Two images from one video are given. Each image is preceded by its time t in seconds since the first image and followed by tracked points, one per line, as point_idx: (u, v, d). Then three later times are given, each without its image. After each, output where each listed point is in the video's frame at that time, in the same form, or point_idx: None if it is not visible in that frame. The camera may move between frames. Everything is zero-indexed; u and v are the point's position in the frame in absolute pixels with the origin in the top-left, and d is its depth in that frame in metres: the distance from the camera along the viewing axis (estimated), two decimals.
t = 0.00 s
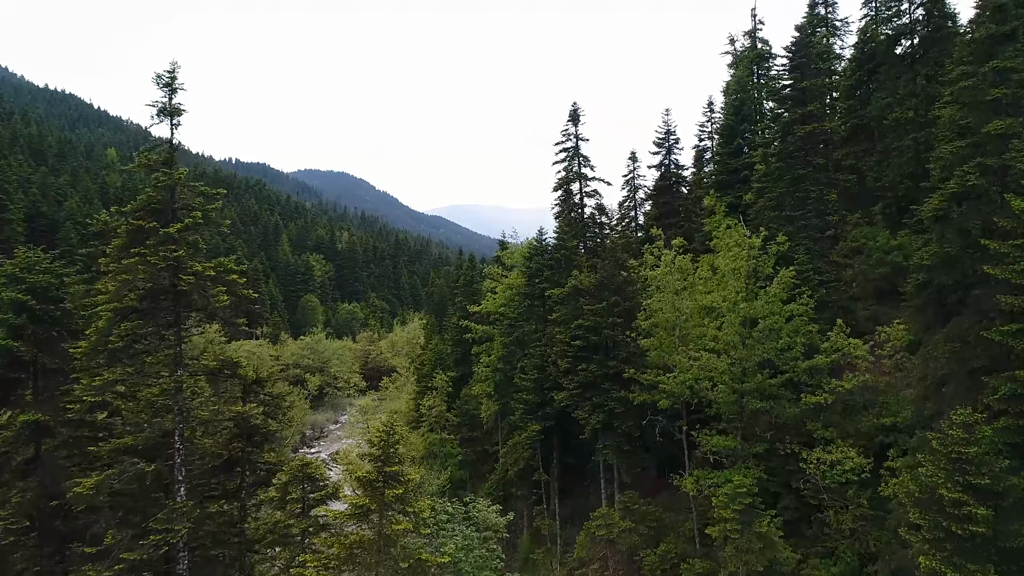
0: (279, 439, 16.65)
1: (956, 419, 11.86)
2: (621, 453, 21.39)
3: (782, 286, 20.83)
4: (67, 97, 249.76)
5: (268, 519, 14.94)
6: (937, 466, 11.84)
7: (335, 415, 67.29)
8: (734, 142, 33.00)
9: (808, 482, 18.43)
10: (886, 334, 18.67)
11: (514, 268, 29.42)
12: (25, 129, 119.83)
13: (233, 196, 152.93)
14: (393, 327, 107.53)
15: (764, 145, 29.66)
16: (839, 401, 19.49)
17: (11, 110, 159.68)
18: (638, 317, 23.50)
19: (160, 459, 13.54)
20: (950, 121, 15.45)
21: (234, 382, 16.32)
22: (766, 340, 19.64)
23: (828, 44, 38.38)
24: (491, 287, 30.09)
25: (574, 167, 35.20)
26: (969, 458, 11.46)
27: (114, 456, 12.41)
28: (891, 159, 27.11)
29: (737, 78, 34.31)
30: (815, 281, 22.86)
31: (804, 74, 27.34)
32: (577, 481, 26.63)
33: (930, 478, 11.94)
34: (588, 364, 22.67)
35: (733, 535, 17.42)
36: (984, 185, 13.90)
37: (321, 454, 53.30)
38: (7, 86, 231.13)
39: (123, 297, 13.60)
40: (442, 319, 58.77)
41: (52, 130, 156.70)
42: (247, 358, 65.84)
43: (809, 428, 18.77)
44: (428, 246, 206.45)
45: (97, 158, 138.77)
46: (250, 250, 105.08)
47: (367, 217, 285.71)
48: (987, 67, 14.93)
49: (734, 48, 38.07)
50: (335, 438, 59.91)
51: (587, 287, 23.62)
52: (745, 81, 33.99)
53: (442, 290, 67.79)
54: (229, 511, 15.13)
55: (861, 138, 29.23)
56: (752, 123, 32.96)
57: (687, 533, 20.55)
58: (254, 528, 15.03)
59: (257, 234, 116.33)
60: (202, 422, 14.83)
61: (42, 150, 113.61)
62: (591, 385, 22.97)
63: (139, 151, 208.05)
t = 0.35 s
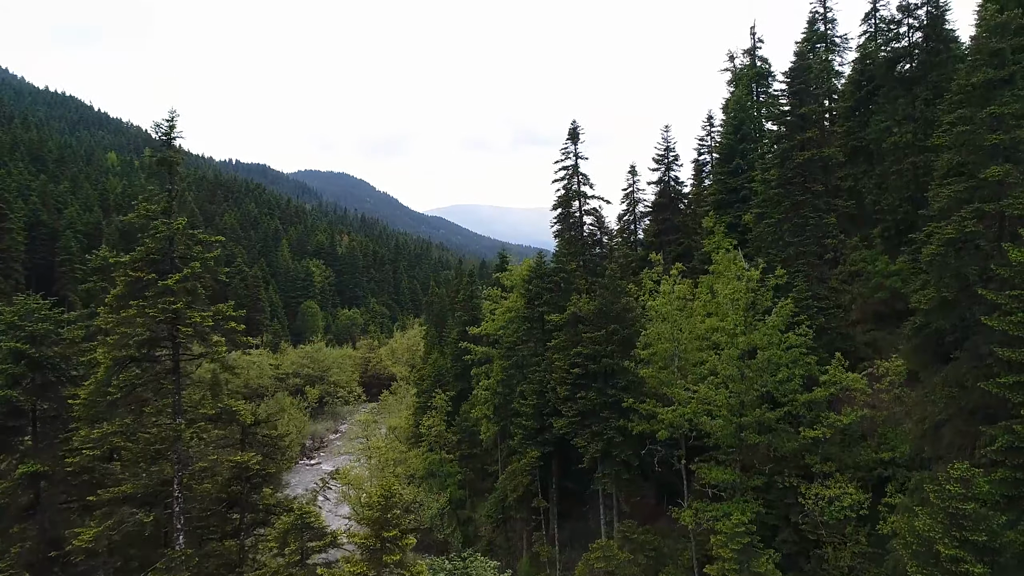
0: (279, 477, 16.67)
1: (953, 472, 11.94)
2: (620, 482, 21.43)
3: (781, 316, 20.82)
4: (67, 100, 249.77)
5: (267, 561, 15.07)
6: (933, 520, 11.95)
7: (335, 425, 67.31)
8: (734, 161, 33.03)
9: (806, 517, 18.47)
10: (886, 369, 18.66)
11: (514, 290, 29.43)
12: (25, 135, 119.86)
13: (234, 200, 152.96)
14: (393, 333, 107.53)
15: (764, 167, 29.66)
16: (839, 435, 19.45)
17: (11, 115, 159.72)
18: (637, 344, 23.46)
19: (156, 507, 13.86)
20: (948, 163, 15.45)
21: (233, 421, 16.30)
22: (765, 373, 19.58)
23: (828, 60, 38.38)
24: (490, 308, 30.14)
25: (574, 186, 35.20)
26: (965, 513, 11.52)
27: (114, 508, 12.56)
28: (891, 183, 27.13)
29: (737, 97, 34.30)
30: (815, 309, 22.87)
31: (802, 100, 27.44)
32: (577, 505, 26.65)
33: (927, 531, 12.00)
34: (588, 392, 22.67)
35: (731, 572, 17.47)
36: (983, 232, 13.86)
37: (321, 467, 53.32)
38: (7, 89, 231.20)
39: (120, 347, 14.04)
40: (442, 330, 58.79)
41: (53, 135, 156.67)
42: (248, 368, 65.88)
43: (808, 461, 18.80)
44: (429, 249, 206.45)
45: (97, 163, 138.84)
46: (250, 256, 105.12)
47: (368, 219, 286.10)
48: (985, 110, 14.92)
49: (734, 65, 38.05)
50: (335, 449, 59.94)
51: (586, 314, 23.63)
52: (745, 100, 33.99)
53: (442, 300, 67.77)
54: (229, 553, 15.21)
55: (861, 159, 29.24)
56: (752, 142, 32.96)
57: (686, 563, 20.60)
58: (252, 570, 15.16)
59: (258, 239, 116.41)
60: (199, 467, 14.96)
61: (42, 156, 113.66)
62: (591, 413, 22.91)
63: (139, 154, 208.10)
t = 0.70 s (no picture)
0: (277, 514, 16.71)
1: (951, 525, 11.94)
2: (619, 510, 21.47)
3: (780, 347, 20.82)
4: (68, 102, 249.97)
5: None
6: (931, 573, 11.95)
7: (335, 434, 67.41)
8: (733, 181, 33.07)
9: (806, 550, 18.47)
10: (885, 402, 18.67)
11: (514, 311, 29.49)
12: (25, 140, 120.06)
13: (234, 204, 153.12)
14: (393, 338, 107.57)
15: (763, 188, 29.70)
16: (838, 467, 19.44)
17: (11, 119, 159.92)
18: (636, 371, 23.46)
19: (157, 555, 14.32)
20: (947, 204, 15.47)
21: (232, 458, 16.31)
22: (764, 405, 19.58)
23: (827, 76, 38.41)
24: (489, 329, 30.21)
25: (573, 204, 35.30)
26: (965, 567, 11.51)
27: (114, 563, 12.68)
28: (890, 206, 27.16)
29: (736, 115, 34.34)
30: (814, 336, 22.90)
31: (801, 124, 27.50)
32: (576, 528, 26.70)
33: None
34: (587, 419, 22.71)
35: None
36: (982, 278, 13.86)
37: (321, 478, 53.42)
38: (7, 92, 231.35)
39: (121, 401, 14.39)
40: (442, 341, 58.81)
41: (53, 139, 156.83)
42: (248, 377, 65.96)
43: (807, 494, 18.80)
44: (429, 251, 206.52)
45: (98, 167, 139.02)
46: (250, 262, 105.20)
47: (369, 221, 286.22)
48: (984, 152, 14.94)
49: (734, 82, 38.10)
50: (335, 459, 60.02)
51: (585, 341, 23.66)
52: (744, 119, 34.02)
53: (442, 309, 67.80)
54: None
55: (861, 181, 29.23)
56: (751, 162, 33.01)
57: None
58: None
59: (258, 245, 116.64)
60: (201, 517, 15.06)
61: (42, 161, 113.85)
62: (590, 440, 22.92)
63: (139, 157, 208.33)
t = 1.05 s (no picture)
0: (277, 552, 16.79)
1: None
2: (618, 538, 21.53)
3: (779, 377, 20.85)
4: (68, 104, 250.00)
5: None
6: None
7: (335, 443, 67.48)
8: (733, 199, 33.10)
9: None
10: (885, 436, 18.70)
11: (514, 333, 29.51)
12: (25, 144, 120.25)
13: (234, 207, 153.12)
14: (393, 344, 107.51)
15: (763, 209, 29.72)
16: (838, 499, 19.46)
17: (13, 122, 160.20)
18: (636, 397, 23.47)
19: None
20: (943, 245, 15.56)
21: (233, 500, 16.43)
22: (764, 437, 19.60)
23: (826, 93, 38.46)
24: (489, 349, 30.27)
25: (573, 222, 35.35)
26: None
27: None
28: (890, 229, 27.17)
29: (736, 133, 34.34)
30: (814, 363, 22.94)
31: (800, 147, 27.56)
32: (576, 550, 26.77)
33: None
34: (587, 446, 22.74)
35: None
36: (980, 324, 13.91)
37: (321, 489, 53.50)
38: (7, 93, 231.34)
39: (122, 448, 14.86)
40: (442, 350, 58.79)
41: (54, 142, 156.84)
42: (249, 386, 66.01)
43: (806, 528, 18.85)
44: (429, 253, 206.28)
45: (98, 171, 139.16)
46: (250, 267, 105.25)
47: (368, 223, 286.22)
48: (982, 194, 15.00)
49: (734, 98, 38.15)
50: (335, 469, 60.06)
51: (585, 366, 23.69)
52: (744, 137, 34.06)
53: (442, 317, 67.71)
54: None
55: (861, 202, 29.24)
56: (751, 180, 33.04)
57: None
58: None
59: (258, 250, 116.74)
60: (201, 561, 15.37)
61: (43, 166, 114.05)
62: (590, 466, 22.95)
63: (139, 159, 208.33)
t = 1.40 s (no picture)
0: None
1: None
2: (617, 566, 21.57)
3: (779, 406, 20.87)
4: (68, 106, 250.03)
5: None
6: None
7: (335, 451, 67.51)
8: (733, 218, 33.12)
9: None
10: (885, 468, 18.70)
11: (514, 354, 29.57)
12: (26, 149, 120.23)
13: (235, 211, 153.09)
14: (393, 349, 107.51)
15: (763, 229, 29.72)
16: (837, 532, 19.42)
17: (13, 126, 160.20)
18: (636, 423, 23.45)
19: None
20: (941, 285, 15.62)
21: (232, 545, 16.66)
22: (763, 467, 19.63)
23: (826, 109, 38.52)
24: (490, 369, 30.35)
25: (573, 240, 35.42)
26: None
27: None
28: (890, 251, 27.21)
29: (736, 152, 34.40)
30: (813, 390, 22.98)
31: (799, 169, 27.64)
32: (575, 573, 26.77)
33: None
34: (586, 473, 22.73)
35: None
36: (976, 367, 13.97)
37: (322, 501, 53.53)
38: (7, 95, 231.32)
39: (123, 493, 15.27)
40: (443, 361, 58.79)
41: (53, 146, 156.84)
42: (249, 395, 66.05)
43: (806, 561, 18.83)
44: (429, 256, 206.16)
45: (98, 176, 139.19)
46: (250, 273, 105.32)
47: (369, 226, 286.48)
48: (980, 235, 15.05)
49: (734, 114, 38.19)
50: (335, 480, 60.09)
51: (585, 393, 23.72)
52: (744, 155, 34.10)
53: (442, 326, 67.70)
54: None
55: (862, 223, 29.28)
56: (751, 199, 33.06)
57: None
58: None
59: (258, 255, 116.80)
60: None
61: (43, 172, 114.08)
62: (590, 494, 22.93)
63: (140, 162, 208.27)
